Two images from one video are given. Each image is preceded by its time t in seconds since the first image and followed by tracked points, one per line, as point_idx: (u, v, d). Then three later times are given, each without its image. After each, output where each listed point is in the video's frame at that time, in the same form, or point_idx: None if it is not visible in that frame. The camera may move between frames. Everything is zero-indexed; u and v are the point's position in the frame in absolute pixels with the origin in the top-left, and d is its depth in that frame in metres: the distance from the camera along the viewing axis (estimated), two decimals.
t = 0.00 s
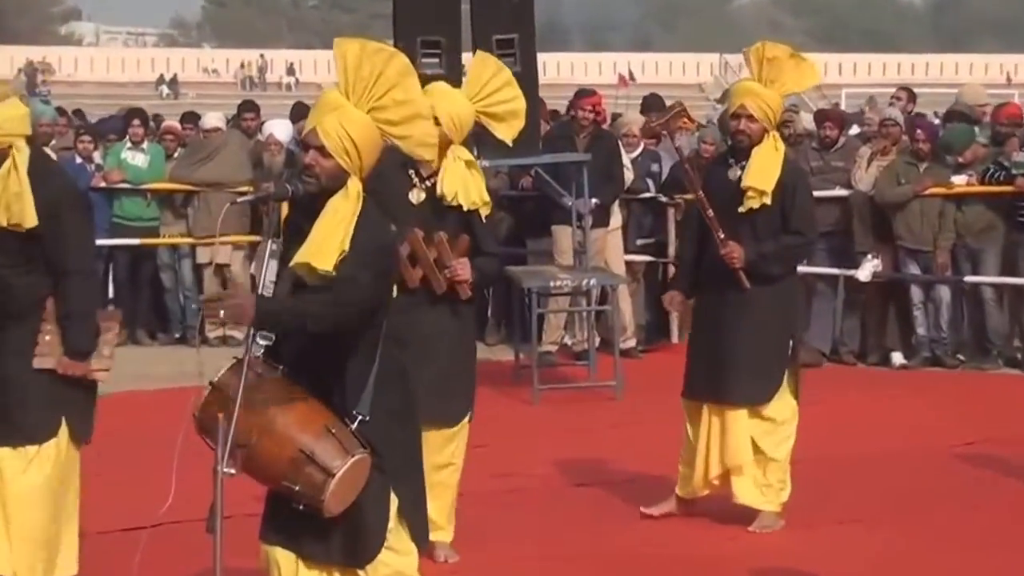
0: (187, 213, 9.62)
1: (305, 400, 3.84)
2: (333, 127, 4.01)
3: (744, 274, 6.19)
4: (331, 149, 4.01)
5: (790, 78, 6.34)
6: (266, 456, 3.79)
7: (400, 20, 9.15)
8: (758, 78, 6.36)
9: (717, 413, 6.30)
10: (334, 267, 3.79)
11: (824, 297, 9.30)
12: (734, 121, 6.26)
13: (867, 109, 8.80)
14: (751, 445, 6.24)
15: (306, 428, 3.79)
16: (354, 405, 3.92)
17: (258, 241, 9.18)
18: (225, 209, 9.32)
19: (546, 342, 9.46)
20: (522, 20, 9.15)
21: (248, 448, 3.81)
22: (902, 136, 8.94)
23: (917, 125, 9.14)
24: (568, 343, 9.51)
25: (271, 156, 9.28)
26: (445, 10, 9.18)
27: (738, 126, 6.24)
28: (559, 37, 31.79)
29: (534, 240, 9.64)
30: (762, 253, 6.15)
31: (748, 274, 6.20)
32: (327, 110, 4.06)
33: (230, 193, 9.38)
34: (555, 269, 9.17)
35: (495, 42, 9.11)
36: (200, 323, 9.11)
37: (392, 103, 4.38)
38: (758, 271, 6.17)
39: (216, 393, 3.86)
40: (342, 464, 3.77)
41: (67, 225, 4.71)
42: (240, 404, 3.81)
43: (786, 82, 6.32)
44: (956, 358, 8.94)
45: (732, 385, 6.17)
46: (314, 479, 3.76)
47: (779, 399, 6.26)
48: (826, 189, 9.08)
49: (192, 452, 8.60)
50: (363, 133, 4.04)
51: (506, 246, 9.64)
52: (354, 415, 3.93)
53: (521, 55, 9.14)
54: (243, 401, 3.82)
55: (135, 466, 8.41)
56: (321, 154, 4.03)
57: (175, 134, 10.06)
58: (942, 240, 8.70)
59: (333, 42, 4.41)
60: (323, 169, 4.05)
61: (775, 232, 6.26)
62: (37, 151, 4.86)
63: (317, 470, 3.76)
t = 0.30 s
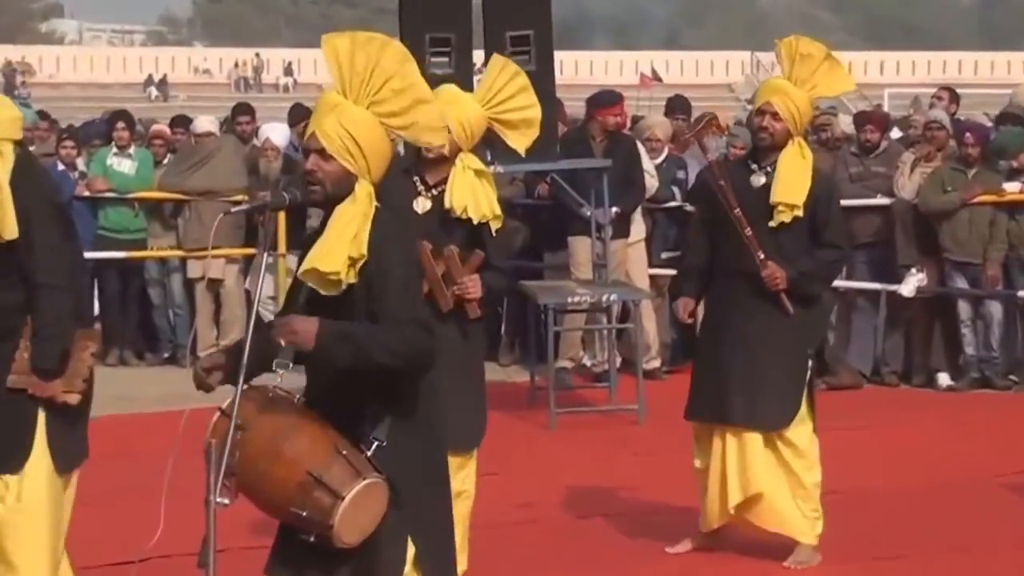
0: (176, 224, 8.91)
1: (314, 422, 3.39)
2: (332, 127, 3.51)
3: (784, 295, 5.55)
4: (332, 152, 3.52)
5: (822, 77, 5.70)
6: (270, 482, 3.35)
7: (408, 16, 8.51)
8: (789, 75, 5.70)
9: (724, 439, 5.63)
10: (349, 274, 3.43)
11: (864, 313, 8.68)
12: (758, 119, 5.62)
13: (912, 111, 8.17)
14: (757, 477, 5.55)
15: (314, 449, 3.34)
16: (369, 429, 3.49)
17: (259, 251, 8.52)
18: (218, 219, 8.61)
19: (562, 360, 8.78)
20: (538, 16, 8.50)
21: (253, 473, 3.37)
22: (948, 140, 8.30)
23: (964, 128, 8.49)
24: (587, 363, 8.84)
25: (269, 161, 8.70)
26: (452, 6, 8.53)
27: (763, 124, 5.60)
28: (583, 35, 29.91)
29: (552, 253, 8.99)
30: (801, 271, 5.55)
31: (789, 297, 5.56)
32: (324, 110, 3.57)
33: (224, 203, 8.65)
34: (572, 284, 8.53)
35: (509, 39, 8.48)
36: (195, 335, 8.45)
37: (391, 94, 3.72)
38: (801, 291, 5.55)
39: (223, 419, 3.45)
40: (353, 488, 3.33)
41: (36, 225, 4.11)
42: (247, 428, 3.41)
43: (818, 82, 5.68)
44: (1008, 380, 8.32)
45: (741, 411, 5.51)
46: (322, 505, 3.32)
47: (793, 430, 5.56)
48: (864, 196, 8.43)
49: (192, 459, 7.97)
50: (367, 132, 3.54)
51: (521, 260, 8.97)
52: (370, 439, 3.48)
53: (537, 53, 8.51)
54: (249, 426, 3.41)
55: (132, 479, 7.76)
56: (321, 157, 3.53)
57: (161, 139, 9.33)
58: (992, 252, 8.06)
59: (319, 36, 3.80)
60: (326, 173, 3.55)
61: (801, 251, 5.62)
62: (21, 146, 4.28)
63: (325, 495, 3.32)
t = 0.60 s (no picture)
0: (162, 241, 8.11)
1: (339, 439, 3.28)
2: (371, 119, 3.40)
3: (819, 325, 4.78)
4: (370, 143, 3.40)
5: (852, 80, 4.92)
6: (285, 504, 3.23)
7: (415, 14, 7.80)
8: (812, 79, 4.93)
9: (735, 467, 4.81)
10: (389, 262, 3.34)
11: (914, 337, 8.06)
12: (779, 126, 4.90)
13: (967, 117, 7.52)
14: (771, 507, 4.69)
15: (335, 470, 3.22)
16: (399, 443, 3.38)
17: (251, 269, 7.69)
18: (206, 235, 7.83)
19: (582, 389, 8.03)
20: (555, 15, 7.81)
21: (269, 492, 3.25)
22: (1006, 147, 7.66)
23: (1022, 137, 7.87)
24: (608, 392, 8.10)
25: (262, 173, 7.97)
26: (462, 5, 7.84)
27: (786, 131, 4.87)
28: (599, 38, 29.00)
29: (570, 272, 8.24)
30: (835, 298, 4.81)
31: (825, 326, 4.82)
32: (364, 101, 3.45)
33: (212, 218, 7.90)
34: (592, 304, 7.81)
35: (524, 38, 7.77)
36: (181, 359, 7.66)
37: (438, 87, 3.50)
38: (836, 320, 4.82)
39: (237, 441, 3.32)
40: (376, 509, 3.20)
41: (28, 229, 3.77)
42: (262, 447, 3.28)
43: (848, 86, 4.93)
44: None
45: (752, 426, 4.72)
46: (343, 527, 3.20)
47: (818, 458, 4.72)
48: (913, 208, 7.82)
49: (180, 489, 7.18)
50: (411, 128, 3.42)
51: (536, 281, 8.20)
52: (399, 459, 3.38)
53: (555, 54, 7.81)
54: (265, 444, 3.29)
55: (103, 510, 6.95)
56: (359, 148, 3.42)
57: (145, 148, 8.47)
58: None
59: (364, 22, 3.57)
60: (362, 166, 3.44)
61: (829, 278, 4.87)
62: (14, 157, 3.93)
63: (345, 517, 3.20)
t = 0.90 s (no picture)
0: (149, 264, 7.29)
1: (362, 473, 3.12)
2: (440, 122, 3.25)
3: (861, 360, 4.40)
4: (431, 146, 3.24)
5: (888, 84, 4.64)
6: (296, 539, 3.07)
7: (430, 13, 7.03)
8: (849, 86, 4.64)
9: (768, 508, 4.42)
10: (438, 279, 3.20)
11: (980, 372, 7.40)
12: (813, 136, 4.60)
13: None
14: (810, 558, 4.32)
15: (355, 504, 3.06)
16: (427, 484, 3.19)
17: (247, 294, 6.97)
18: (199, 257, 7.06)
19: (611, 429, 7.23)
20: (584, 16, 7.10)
21: (280, 524, 3.10)
22: None
23: None
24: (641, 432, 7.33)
25: (259, 189, 7.28)
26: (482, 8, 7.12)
27: (819, 143, 4.56)
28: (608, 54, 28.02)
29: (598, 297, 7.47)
30: (878, 332, 4.42)
31: (867, 360, 4.43)
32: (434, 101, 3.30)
33: (203, 239, 7.16)
34: (623, 336, 7.03)
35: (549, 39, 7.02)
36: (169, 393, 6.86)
37: (519, 102, 3.37)
38: (876, 353, 4.43)
39: (251, 464, 3.20)
40: (392, 550, 3.02)
41: (18, 245, 3.56)
42: (277, 470, 3.15)
43: (887, 91, 4.63)
44: None
45: (785, 473, 4.36)
46: (354, 566, 3.03)
47: (866, 503, 4.35)
48: (980, 229, 7.23)
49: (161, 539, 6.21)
50: (478, 137, 3.27)
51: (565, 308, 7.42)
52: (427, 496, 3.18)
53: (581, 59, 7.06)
54: (281, 471, 3.15)
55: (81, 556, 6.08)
56: (417, 150, 3.27)
57: (129, 163, 7.62)
58: None
59: (453, 17, 3.45)
60: (418, 170, 3.28)
61: (871, 310, 4.49)
62: None
63: (358, 554, 3.02)
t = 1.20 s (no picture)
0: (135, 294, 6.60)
1: (375, 521, 2.85)
2: (484, 136, 2.89)
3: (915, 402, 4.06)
4: (472, 164, 2.88)
5: (952, 87, 4.28)
6: None
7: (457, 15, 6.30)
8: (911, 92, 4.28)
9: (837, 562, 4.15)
10: (464, 309, 2.79)
11: None
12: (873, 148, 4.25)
13: None
14: None
15: (364, 556, 2.78)
16: (448, 541, 2.85)
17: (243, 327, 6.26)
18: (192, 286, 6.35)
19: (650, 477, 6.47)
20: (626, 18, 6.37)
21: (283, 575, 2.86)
22: None
23: None
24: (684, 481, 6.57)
25: (258, 211, 6.53)
26: (510, 11, 6.36)
27: (879, 156, 4.21)
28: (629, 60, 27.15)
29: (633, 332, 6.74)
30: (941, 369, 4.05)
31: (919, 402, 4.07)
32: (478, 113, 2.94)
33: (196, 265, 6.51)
34: (663, 373, 6.27)
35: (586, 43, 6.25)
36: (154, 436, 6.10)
37: (572, 117, 3.01)
38: (937, 396, 4.06)
39: (258, 508, 2.98)
40: None
41: None
42: (285, 517, 2.92)
43: (954, 91, 4.28)
44: None
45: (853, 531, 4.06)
46: None
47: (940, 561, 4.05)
48: None
49: None
50: (527, 153, 2.91)
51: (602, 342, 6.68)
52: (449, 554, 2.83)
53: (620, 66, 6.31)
54: (287, 518, 2.92)
55: None
56: (459, 166, 2.90)
57: (115, 181, 6.91)
58: None
59: (503, 17, 3.11)
60: (459, 191, 2.90)
61: (939, 341, 4.12)
62: None
63: None
